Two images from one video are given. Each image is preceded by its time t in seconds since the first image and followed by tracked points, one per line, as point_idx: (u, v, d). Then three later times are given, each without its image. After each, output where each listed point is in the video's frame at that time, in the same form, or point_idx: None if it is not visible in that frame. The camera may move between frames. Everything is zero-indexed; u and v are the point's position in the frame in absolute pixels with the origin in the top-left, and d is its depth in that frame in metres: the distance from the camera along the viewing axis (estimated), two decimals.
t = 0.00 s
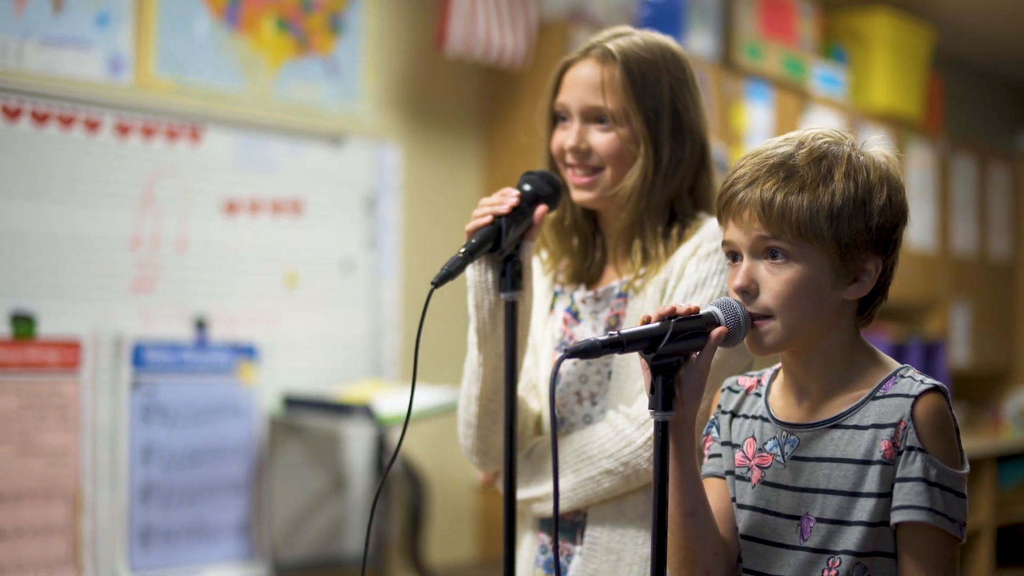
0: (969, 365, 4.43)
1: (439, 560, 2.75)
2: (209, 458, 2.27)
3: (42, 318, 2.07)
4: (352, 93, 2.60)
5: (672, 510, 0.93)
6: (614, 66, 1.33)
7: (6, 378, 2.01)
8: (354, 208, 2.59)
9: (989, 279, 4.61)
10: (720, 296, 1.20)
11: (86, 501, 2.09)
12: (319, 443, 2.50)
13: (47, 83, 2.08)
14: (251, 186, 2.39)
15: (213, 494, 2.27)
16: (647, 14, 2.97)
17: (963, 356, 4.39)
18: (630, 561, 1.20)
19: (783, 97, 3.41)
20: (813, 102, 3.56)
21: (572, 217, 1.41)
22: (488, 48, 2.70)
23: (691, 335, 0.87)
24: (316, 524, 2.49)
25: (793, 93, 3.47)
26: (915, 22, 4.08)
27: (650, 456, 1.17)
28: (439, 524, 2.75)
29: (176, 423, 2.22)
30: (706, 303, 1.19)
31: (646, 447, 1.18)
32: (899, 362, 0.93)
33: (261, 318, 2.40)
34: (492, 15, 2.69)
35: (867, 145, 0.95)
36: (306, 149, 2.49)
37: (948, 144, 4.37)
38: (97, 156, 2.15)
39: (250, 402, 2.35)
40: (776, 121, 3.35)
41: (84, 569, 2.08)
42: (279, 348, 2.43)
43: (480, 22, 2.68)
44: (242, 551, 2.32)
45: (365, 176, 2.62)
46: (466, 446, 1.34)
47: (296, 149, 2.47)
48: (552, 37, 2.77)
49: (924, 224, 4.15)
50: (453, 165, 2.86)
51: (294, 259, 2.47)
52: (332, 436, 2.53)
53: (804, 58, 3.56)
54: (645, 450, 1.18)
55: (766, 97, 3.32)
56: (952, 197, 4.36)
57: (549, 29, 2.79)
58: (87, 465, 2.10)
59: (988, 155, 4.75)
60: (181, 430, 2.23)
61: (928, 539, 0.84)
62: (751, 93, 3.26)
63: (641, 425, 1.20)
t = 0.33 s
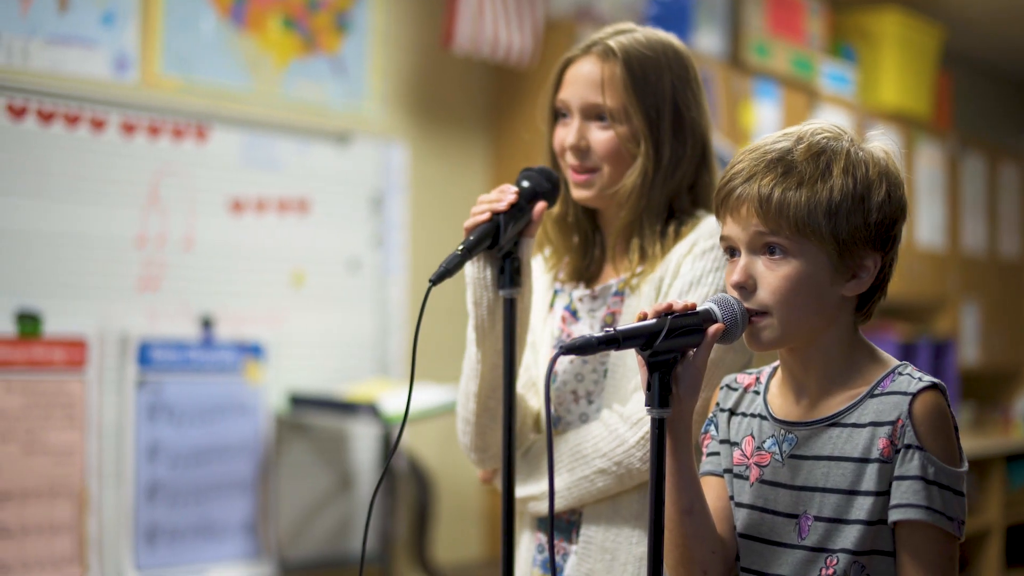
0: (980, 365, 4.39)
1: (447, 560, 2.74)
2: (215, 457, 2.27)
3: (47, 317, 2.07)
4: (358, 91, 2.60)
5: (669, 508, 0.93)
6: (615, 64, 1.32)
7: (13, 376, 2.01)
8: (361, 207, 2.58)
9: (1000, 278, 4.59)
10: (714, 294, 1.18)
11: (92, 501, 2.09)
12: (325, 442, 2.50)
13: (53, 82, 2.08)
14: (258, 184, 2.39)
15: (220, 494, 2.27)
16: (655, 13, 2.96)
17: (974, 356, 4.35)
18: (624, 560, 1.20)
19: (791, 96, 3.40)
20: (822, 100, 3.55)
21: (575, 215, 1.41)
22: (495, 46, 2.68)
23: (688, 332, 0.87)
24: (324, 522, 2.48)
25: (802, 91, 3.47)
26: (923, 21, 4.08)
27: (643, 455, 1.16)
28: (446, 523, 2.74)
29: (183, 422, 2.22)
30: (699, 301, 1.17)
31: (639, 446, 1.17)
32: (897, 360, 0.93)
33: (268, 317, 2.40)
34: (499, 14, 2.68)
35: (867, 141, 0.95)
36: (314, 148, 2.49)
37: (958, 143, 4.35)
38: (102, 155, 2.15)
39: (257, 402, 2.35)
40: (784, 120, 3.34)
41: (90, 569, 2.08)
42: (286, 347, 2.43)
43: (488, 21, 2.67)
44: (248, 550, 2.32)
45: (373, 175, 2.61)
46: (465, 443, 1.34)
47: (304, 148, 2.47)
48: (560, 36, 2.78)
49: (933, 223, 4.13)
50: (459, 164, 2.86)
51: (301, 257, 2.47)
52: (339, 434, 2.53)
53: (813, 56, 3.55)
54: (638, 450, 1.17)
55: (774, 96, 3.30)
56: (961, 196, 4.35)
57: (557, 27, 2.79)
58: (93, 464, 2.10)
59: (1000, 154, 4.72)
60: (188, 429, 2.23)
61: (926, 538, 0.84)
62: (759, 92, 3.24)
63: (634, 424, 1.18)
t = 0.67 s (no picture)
0: (988, 364, 4.37)
1: (452, 561, 2.73)
2: (221, 457, 2.27)
3: (52, 317, 2.07)
4: (364, 90, 2.59)
5: (667, 507, 0.92)
6: (609, 63, 1.31)
7: (17, 376, 2.02)
8: (366, 206, 2.58)
9: (1010, 278, 4.56)
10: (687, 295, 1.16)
11: (96, 500, 2.09)
12: (332, 442, 2.49)
13: (57, 82, 2.08)
14: (263, 184, 2.38)
15: (225, 493, 2.27)
16: (663, 11, 2.95)
17: (982, 355, 4.34)
18: (605, 563, 1.20)
19: (799, 94, 3.39)
20: (830, 99, 3.53)
21: (567, 213, 1.42)
22: (502, 45, 2.66)
23: (686, 330, 0.86)
24: (329, 522, 2.47)
25: (810, 90, 3.45)
26: (933, 19, 4.06)
27: (612, 461, 1.16)
28: (451, 523, 2.74)
29: (188, 422, 2.22)
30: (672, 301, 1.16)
31: (608, 452, 1.17)
32: (899, 359, 0.92)
33: (273, 316, 2.39)
34: (506, 12, 2.65)
35: (869, 139, 0.94)
36: (319, 147, 2.49)
37: (968, 142, 4.33)
38: (107, 154, 2.14)
39: (263, 401, 2.35)
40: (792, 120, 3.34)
41: (95, 569, 2.09)
42: (292, 346, 2.42)
43: (495, 20, 2.65)
44: (253, 549, 2.32)
45: (378, 174, 2.60)
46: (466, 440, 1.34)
47: (310, 147, 2.47)
48: (567, 34, 2.77)
49: (943, 223, 4.10)
50: (468, 162, 2.84)
51: (306, 257, 2.46)
52: (345, 434, 2.52)
53: (821, 55, 3.54)
54: (607, 455, 1.17)
55: (781, 95, 3.31)
56: (970, 195, 4.33)
57: (564, 26, 2.78)
58: (98, 463, 2.10)
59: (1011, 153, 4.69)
60: (193, 429, 2.23)
61: (925, 538, 0.83)
62: (767, 90, 3.25)
63: (603, 429, 1.18)
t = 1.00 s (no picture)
0: (994, 364, 4.36)
1: (458, 563, 2.73)
2: (225, 458, 2.27)
3: (55, 318, 2.06)
4: (368, 91, 2.58)
5: (662, 510, 0.92)
6: (596, 62, 1.31)
7: (21, 378, 2.02)
8: (372, 207, 2.57)
9: (1016, 278, 4.55)
10: (678, 295, 1.16)
11: (101, 501, 2.09)
12: (338, 444, 2.47)
13: (60, 83, 2.07)
14: (267, 185, 2.38)
15: (229, 495, 2.27)
16: (669, 12, 2.95)
17: (988, 356, 4.33)
18: (590, 563, 1.19)
19: (806, 94, 3.39)
20: (836, 99, 3.54)
21: (564, 215, 1.42)
22: (508, 46, 2.66)
23: (681, 333, 0.86)
24: (335, 523, 2.45)
25: (815, 91, 3.46)
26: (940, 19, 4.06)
27: (597, 460, 1.16)
28: (456, 525, 2.73)
29: (191, 423, 2.22)
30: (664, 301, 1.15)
31: (593, 451, 1.16)
32: (895, 360, 0.92)
33: (277, 318, 2.39)
34: (511, 12, 2.65)
35: (863, 139, 0.94)
36: (324, 148, 2.48)
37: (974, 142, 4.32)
38: (110, 156, 2.14)
39: (267, 402, 2.35)
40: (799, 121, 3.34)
41: (99, 570, 2.09)
42: (296, 348, 2.42)
43: (499, 19, 2.64)
44: (258, 550, 2.31)
45: (385, 176, 2.59)
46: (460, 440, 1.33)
47: (314, 148, 2.46)
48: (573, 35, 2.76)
49: (950, 224, 4.10)
50: (474, 163, 2.83)
51: (311, 258, 2.46)
52: (350, 435, 2.50)
53: (827, 56, 3.54)
54: (593, 454, 1.16)
55: (788, 95, 3.31)
56: (976, 195, 4.32)
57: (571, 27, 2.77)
58: (102, 464, 2.10)
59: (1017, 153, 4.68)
60: (197, 430, 2.23)
61: (922, 540, 0.83)
62: (773, 91, 3.24)
63: (589, 428, 1.18)
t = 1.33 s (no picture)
0: (1005, 368, 4.34)
1: (463, 567, 2.72)
2: (231, 463, 2.26)
3: (60, 323, 2.06)
4: (375, 95, 2.58)
5: (656, 515, 0.92)
6: (591, 66, 1.31)
7: (25, 382, 2.01)
8: (378, 211, 2.57)
9: None
10: (663, 303, 1.16)
11: (106, 506, 2.08)
12: (343, 448, 2.47)
13: (66, 88, 2.08)
14: (274, 190, 2.38)
15: (235, 500, 2.26)
16: (676, 16, 2.95)
17: (997, 361, 4.31)
18: (577, 569, 1.19)
19: (813, 99, 3.40)
20: (843, 103, 3.54)
21: (560, 217, 1.42)
22: (513, 50, 2.65)
23: (676, 337, 0.87)
24: (341, 527, 2.45)
25: (824, 94, 3.47)
26: (947, 23, 4.06)
27: (579, 469, 1.16)
28: (462, 529, 2.73)
29: (197, 428, 2.21)
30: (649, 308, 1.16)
31: (575, 459, 1.16)
32: (889, 362, 0.91)
33: (282, 323, 2.39)
34: (517, 16, 2.64)
35: (860, 144, 0.94)
36: (331, 153, 2.48)
37: (982, 147, 4.32)
38: (116, 160, 2.14)
39: (273, 406, 2.34)
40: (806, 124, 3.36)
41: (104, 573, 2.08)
42: (302, 352, 2.42)
43: (505, 24, 2.64)
44: (264, 555, 2.31)
45: (391, 180, 2.59)
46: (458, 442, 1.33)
47: (320, 153, 2.46)
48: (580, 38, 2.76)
49: (960, 227, 4.11)
50: (482, 164, 2.83)
51: (317, 263, 2.46)
52: (356, 440, 2.50)
53: (835, 59, 3.54)
54: (575, 462, 1.16)
55: (796, 100, 3.31)
56: (985, 200, 4.31)
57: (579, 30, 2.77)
58: (107, 469, 2.10)
59: None
60: (203, 435, 2.22)
61: (916, 540, 0.82)
62: (781, 95, 3.25)
63: (573, 436, 1.18)
